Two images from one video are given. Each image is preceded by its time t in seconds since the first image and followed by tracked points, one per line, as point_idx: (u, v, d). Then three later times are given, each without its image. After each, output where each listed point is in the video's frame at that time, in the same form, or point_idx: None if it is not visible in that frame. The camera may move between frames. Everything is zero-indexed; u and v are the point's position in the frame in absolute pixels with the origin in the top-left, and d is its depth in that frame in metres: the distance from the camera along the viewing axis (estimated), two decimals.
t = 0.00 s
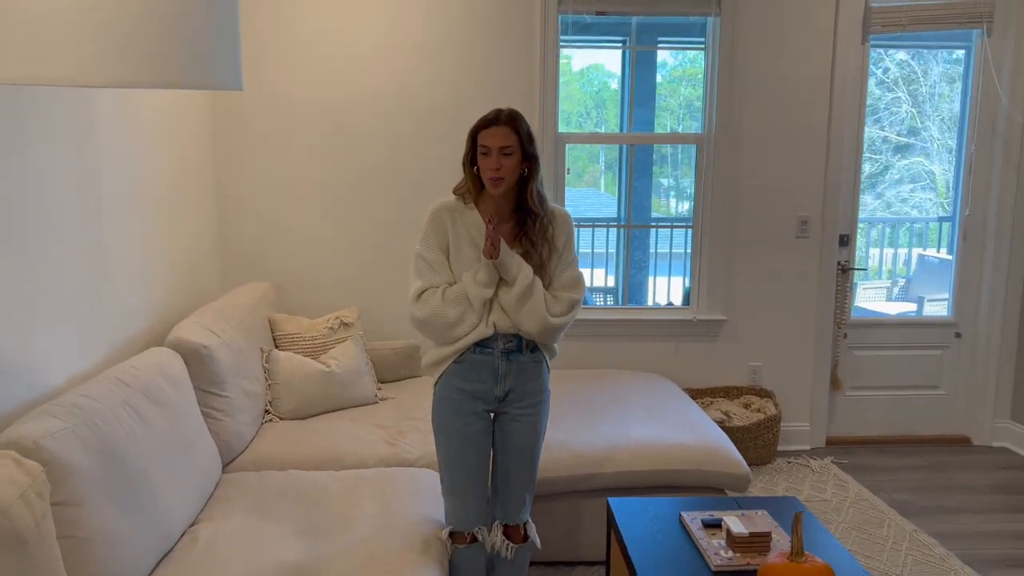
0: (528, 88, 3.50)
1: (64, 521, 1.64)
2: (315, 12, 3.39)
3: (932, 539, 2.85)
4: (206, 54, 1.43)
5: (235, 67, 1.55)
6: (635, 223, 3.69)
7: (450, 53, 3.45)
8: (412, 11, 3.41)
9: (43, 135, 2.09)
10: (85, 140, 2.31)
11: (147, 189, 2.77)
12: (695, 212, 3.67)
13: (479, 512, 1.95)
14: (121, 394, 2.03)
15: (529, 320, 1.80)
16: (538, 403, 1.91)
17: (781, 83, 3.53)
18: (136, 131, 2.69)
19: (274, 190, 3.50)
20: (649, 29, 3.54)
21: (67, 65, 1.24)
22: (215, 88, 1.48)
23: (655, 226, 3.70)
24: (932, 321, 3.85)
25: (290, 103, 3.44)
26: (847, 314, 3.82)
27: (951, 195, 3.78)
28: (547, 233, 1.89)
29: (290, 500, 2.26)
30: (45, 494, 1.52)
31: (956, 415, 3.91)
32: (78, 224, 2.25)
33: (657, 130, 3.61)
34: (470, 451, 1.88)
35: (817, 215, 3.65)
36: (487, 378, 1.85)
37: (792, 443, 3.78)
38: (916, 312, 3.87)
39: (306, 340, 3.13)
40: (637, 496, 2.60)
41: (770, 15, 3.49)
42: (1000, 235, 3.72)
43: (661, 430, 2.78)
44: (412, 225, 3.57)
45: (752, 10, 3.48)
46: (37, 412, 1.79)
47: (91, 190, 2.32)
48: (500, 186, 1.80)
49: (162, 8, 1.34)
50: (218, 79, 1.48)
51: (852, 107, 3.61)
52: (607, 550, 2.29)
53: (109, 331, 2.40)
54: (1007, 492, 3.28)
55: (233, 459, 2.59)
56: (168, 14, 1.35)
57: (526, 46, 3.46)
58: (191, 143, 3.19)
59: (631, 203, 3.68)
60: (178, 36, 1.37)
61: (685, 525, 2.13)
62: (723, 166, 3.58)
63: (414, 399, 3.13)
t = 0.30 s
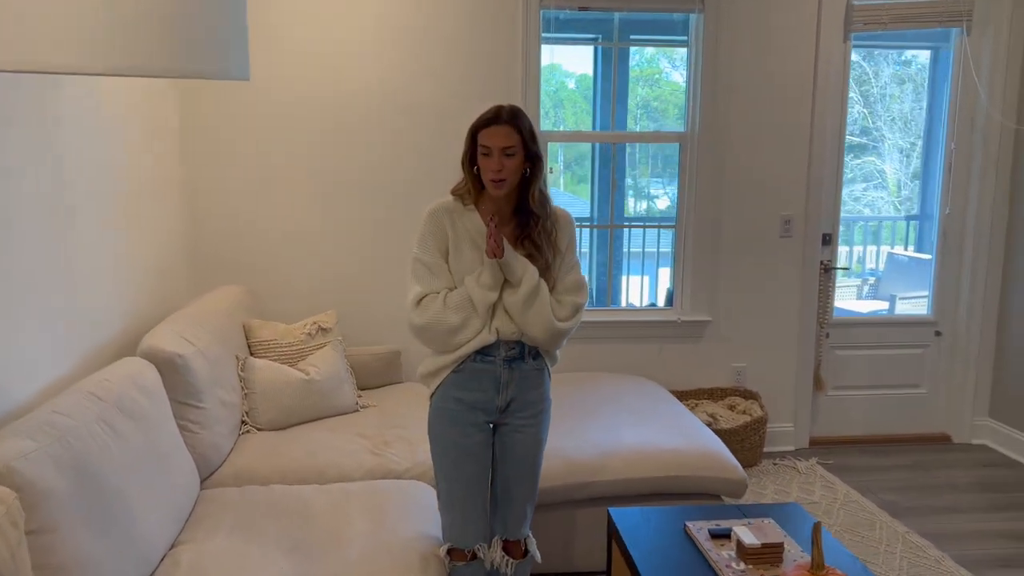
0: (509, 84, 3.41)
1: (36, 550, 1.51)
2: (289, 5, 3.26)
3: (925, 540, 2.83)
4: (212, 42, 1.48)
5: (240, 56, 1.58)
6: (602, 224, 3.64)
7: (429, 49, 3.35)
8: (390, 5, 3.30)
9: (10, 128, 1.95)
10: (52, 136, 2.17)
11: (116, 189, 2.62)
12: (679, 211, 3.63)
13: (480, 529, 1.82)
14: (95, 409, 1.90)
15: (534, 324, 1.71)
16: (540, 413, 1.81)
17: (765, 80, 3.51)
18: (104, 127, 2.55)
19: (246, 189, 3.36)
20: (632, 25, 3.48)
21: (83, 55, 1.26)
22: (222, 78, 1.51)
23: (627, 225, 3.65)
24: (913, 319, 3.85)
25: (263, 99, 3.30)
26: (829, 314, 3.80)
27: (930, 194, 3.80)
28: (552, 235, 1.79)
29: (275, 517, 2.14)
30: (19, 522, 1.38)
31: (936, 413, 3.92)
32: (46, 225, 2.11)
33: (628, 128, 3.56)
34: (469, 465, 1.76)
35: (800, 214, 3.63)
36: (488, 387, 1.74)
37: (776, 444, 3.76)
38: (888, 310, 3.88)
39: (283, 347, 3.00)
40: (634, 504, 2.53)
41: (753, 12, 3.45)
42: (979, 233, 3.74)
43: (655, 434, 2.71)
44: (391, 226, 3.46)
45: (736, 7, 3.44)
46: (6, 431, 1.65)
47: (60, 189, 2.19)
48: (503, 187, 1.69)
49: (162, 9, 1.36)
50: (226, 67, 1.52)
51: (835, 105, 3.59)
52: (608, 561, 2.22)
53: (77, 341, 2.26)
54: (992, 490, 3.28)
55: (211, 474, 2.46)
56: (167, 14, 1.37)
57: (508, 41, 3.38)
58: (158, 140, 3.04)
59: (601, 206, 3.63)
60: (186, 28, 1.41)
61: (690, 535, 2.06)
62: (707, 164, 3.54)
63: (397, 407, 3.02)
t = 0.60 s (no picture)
0: (486, 81, 3.35)
1: None
2: None
3: (907, 538, 2.84)
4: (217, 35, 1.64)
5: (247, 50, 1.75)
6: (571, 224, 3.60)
7: (404, 45, 3.27)
8: None
9: None
10: (16, 132, 2.06)
11: (81, 188, 2.51)
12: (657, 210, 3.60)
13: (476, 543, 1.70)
14: (65, 421, 1.80)
15: (534, 328, 1.64)
16: (537, 420, 1.73)
17: (741, 79, 3.50)
18: (68, 122, 2.44)
19: (215, 188, 3.24)
20: (609, 22, 3.45)
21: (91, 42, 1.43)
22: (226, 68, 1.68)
23: (597, 225, 3.61)
24: (886, 317, 3.88)
25: (232, 96, 3.19)
26: (806, 313, 3.81)
27: (903, 193, 3.84)
28: (550, 235, 1.73)
29: (257, 531, 2.05)
30: None
31: (910, 410, 3.96)
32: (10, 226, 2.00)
33: (597, 126, 3.53)
34: (466, 476, 1.66)
35: (776, 213, 3.63)
36: (484, 394, 1.65)
37: (754, 443, 3.76)
38: (855, 309, 3.90)
39: (256, 352, 2.90)
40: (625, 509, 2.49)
41: (730, 10, 3.44)
42: (950, 231, 3.79)
43: (640, 437, 2.67)
44: (366, 226, 3.37)
45: (713, 5, 3.43)
46: None
47: (25, 188, 2.09)
48: (501, 186, 1.62)
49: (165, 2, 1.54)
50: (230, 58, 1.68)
51: (810, 104, 3.60)
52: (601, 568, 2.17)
53: (43, 347, 2.14)
54: (967, 486, 3.32)
55: (185, 486, 2.35)
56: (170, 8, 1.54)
57: (485, 38, 3.31)
58: (123, 138, 2.92)
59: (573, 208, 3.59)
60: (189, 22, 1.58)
61: (688, 541, 2.02)
62: (686, 163, 3.52)
63: (376, 413, 2.94)
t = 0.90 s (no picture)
0: (465, 78, 3.30)
1: None
2: None
3: (888, 533, 2.88)
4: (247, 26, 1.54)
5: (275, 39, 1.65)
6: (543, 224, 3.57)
7: (382, 40, 3.21)
8: None
9: None
10: None
11: (48, 187, 2.41)
12: (636, 210, 3.59)
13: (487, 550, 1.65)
14: (44, 431, 1.72)
15: (548, 331, 1.63)
16: (541, 419, 1.70)
17: (719, 77, 3.51)
18: (36, 119, 2.34)
19: (186, 187, 3.14)
20: (587, 20, 3.43)
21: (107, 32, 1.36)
22: (251, 59, 1.58)
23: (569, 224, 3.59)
24: (862, 315, 3.93)
25: (202, 92, 3.10)
26: (782, 311, 3.84)
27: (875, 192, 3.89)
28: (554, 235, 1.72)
29: (246, 541, 1.99)
30: None
31: (882, 406, 4.01)
32: None
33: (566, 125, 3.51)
34: (480, 482, 1.60)
35: (753, 212, 3.65)
36: (493, 395, 1.61)
37: (732, 440, 3.78)
38: (823, 306, 3.94)
39: (233, 355, 2.81)
40: (616, 509, 2.47)
41: (708, 9, 3.45)
42: (921, 230, 3.85)
43: (630, 437, 2.66)
44: (344, 225, 3.30)
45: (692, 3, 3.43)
46: None
47: None
48: (507, 180, 1.60)
49: None
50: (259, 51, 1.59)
51: (786, 103, 3.63)
52: (598, 570, 2.15)
53: (14, 353, 2.05)
54: (943, 480, 3.37)
55: (165, 495, 2.27)
56: None
57: (463, 34, 3.27)
58: (90, 135, 2.81)
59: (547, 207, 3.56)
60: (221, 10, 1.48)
61: (686, 542, 2.00)
62: (665, 162, 3.51)
63: (358, 416, 2.88)
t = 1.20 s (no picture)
0: (452, 78, 3.28)
1: None
2: None
3: (876, 529, 2.92)
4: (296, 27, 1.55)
5: (336, 40, 1.70)
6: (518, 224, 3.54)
7: (368, 39, 3.17)
8: None
9: None
10: None
11: (30, 189, 2.33)
12: (622, 209, 3.60)
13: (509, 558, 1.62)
14: (44, 444, 1.66)
15: (568, 341, 1.64)
16: (553, 425, 1.71)
17: (702, 79, 3.53)
18: (18, 119, 2.25)
19: (168, 188, 3.07)
20: (573, 19, 3.42)
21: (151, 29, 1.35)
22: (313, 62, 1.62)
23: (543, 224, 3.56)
24: (841, 313, 3.99)
25: (184, 90, 3.03)
26: (764, 309, 3.88)
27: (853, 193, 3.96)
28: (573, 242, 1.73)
29: (249, 551, 1.95)
30: None
31: (860, 402, 4.08)
32: None
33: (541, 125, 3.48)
34: (501, 489, 1.58)
35: (736, 212, 3.68)
36: (509, 401, 1.61)
37: (715, 438, 3.81)
38: (795, 304, 3.97)
39: (220, 360, 2.75)
40: (615, 511, 2.47)
41: (693, 9, 3.47)
42: (898, 230, 3.92)
43: (627, 438, 2.66)
44: (330, 227, 3.25)
45: (677, 5, 3.44)
46: None
47: None
48: (536, 185, 1.59)
49: None
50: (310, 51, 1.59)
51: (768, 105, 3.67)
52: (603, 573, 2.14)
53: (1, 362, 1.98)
54: (923, 475, 3.44)
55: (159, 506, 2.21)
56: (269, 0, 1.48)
57: (450, 33, 3.24)
58: (69, 134, 2.73)
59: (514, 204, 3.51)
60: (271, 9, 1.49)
61: (694, 544, 2.01)
62: (650, 162, 3.53)
63: (349, 421, 2.84)
